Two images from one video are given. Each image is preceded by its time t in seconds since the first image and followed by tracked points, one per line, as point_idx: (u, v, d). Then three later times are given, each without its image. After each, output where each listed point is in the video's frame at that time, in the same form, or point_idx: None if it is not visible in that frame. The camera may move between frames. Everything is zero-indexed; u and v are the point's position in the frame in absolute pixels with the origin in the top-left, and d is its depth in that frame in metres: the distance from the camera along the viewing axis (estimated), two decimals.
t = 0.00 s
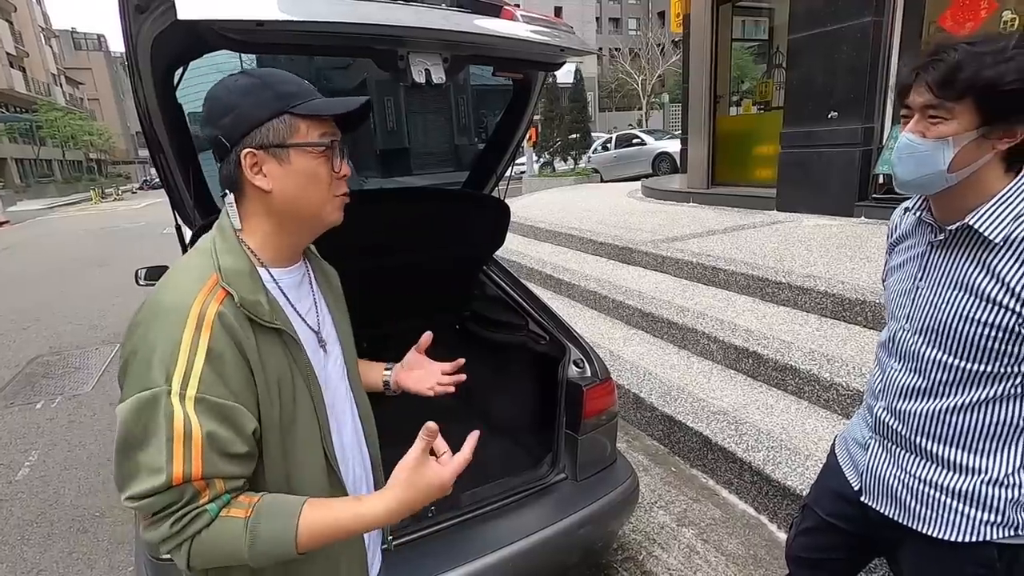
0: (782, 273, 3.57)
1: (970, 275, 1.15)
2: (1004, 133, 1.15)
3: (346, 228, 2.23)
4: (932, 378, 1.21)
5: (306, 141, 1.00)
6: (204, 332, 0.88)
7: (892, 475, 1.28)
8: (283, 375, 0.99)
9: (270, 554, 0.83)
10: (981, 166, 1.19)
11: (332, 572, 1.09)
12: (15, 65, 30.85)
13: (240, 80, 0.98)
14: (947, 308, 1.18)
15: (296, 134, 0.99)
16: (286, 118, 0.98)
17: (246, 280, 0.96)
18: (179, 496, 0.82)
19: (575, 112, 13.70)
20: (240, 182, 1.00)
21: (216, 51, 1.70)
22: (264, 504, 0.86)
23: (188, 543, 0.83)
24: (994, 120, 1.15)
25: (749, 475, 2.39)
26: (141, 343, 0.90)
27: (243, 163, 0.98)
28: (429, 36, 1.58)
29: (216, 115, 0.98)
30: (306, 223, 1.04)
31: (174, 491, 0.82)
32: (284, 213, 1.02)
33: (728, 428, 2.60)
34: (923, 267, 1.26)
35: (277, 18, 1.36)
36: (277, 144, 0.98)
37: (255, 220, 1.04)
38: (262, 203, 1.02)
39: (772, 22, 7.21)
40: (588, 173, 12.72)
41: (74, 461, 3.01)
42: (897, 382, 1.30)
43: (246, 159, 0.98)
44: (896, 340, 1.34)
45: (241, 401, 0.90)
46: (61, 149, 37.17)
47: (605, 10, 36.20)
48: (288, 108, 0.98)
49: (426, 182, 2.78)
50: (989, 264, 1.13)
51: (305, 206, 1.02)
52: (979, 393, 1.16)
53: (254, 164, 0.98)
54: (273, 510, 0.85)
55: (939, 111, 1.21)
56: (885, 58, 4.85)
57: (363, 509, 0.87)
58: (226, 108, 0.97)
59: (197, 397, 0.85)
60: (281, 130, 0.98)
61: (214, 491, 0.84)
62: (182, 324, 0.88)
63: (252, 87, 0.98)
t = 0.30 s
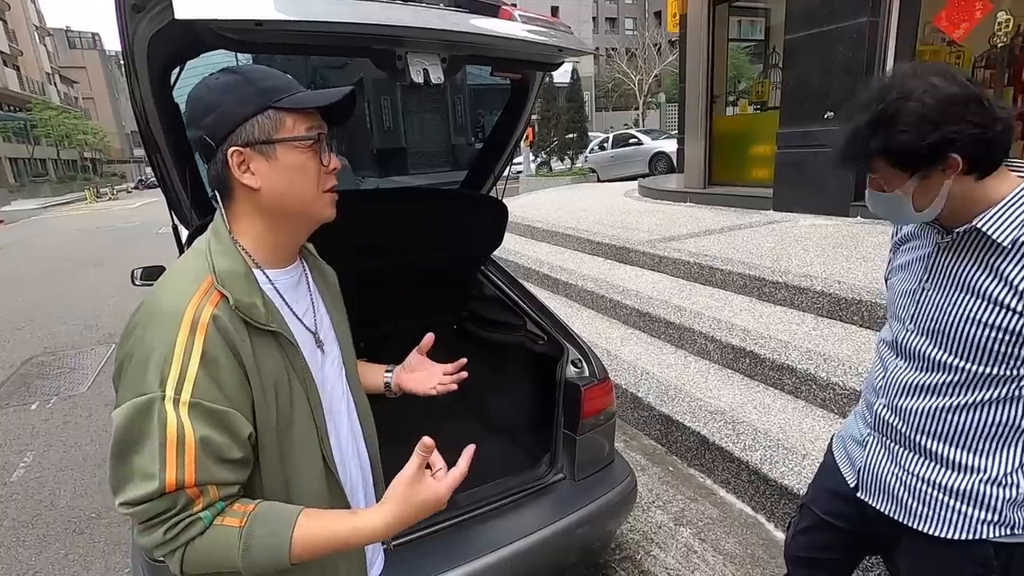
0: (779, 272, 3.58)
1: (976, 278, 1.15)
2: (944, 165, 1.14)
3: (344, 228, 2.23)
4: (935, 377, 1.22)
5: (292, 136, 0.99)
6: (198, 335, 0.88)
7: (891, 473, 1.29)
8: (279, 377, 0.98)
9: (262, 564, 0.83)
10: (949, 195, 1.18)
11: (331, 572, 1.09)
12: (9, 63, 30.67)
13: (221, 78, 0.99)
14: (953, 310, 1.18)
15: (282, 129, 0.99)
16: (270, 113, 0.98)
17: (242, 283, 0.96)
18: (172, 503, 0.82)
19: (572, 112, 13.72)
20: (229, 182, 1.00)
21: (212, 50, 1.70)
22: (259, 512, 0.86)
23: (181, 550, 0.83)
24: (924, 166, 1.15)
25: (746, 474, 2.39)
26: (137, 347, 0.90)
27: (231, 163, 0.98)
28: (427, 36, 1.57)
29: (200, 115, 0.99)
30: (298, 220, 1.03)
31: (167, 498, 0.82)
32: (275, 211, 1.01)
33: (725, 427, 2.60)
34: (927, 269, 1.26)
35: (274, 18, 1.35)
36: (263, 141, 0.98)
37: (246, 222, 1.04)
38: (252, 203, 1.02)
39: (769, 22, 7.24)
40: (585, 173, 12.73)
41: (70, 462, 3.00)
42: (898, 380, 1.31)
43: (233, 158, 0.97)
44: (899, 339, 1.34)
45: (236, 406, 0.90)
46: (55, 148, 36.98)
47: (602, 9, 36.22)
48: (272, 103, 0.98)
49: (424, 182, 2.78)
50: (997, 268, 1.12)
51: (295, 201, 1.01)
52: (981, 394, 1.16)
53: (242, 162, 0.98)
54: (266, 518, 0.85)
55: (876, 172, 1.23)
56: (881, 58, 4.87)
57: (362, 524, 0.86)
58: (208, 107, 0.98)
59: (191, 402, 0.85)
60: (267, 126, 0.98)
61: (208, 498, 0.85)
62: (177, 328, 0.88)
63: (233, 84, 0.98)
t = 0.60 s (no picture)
0: (776, 272, 3.58)
1: (958, 282, 1.15)
2: (938, 151, 1.14)
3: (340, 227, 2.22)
4: (929, 380, 1.22)
5: (281, 138, 0.98)
6: (185, 339, 0.87)
7: (891, 473, 1.29)
8: (271, 380, 0.98)
9: (251, 571, 0.82)
10: (935, 183, 1.18)
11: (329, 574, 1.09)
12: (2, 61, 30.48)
13: (209, 77, 0.97)
14: (938, 313, 1.18)
15: (270, 131, 0.98)
16: (259, 115, 0.97)
17: (233, 284, 0.95)
18: (158, 509, 0.82)
19: (569, 111, 13.73)
20: (220, 186, 1.00)
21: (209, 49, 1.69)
22: (247, 519, 0.86)
23: (167, 557, 0.83)
24: (920, 147, 1.15)
25: (744, 473, 2.39)
26: (124, 351, 0.89)
27: (220, 166, 0.97)
28: (425, 35, 1.57)
29: (189, 116, 0.98)
30: (289, 222, 1.03)
31: (153, 504, 0.81)
32: (265, 214, 1.01)
33: (723, 426, 2.60)
34: (912, 271, 1.26)
35: (271, 16, 1.34)
36: (251, 144, 0.97)
37: (239, 224, 1.03)
38: (244, 205, 1.02)
39: (765, 21, 7.16)
40: (582, 172, 12.74)
41: (66, 463, 2.98)
42: (895, 382, 1.31)
43: (222, 161, 0.97)
44: (893, 341, 1.34)
45: (225, 410, 0.90)
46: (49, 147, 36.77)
47: (599, 9, 36.24)
48: (260, 105, 0.96)
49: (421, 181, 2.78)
50: (977, 271, 1.12)
51: (286, 204, 1.00)
52: (973, 395, 1.16)
53: (231, 166, 0.98)
54: (253, 525, 0.84)
55: (871, 147, 1.22)
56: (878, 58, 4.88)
57: (352, 534, 0.85)
58: (197, 108, 0.97)
59: (178, 406, 0.84)
60: (255, 128, 0.97)
61: (196, 504, 0.84)
62: (164, 331, 0.87)
63: (221, 84, 0.97)
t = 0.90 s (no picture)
0: (773, 271, 3.58)
1: (960, 282, 1.14)
2: (945, 150, 1.14)
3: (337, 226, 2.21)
4: (925, 381, 1.22)
5: (272, 135, 0.97)
6: (176, 338, 0.86)
7: (884, 475, 1.29)
8: (266, 379, 0.97)
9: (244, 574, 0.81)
10: (942, 182, 1.17)
11: None
12: None
13: (199, 75, 0.96)
14: (937, 313, 1.18)
15: (261, 129, 0.97)
16: (250, 112, 0.96)
17: (226, 282, 0.94)
18: (150, 511, 0.81)
19: (567, 110, 13.71)
20: (212, 185, 1.00)
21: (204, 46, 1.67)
22: (240, 521, 0.85)
23: (160, 559, 0.82)
24: (926, 147, 1.14)
25: (742, 473, 2.39)
26: (116, 351, 0.89)
27: (211, 165, 0.97)
28: (422, 32, 1.56)
29: (179, 114, 0.97)
30: (283, 221, 1.02)
31: (145, 506, 0.81)
32: (258, 213, 1.00)
33: (721, 426, 2.60)
34: (912, 271, 1.26)
35: (267, 13, 1.33)
36: (242, 142, 0.96)
37: (232, 223, 1.03)
38: (237, 204, 1.01)
39: (762, 21, 7.21)
40: (580, 172, 12.75)
41: (60, 464, 2.97)
42: (890, 382, 1.30)
43: (212, 160, 0.96)
44: (889, 342, 1.33)
45: (219, 410, 0.89)
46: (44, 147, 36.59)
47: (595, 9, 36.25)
48: (250, 102, 0.95)
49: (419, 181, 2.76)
50: (978, 271, 1.12)
51: (278, 202, 1.00)
52: (969, 397, 1.16)
53: (222, 164, 0.97)
54: (246, 527, 0.84)
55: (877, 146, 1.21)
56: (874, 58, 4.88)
57: (347, 538, 0.84)
58: (188, 106, 0.96)
59: (169, 406, 0.83)
60: (246, 126, 0.96)
61: (189, 506, 0.83)
62: (154, 331, 0.86)
63: (211, 81, 0.96)
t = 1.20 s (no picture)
0: (771, 271, 3.58)
1: (958, 280, 1.15)
2: (953, 145, 1.13)
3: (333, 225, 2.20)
4: (919, 381, 1.22)
5: (264, 137, 0.97)
6: (176, 333, 0.86)
7: (877, 476, 1.29)
8: (266, 376, 0.96)
9: (246, 572, 0.80)
10: (945, 179, 1.18)
11: None
12: None
13: (191, 73, 0.95)
14: (934, 312, 1.18)
15: (253, 130, 0.96)
16: (241, 113, 0.95)
17: (225, 278, 0.93)
18: (151, 508, 0.80)
19: (564, 110, 13.69)
20: (206, 185, 1.00)
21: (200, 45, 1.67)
22: (242, 518, 0.85)
23: (162, 556, 0.81)
24: (936, 140, 1.13)
25: (740, 472, 2.39)
26: (114, 348, 0.88)
27: (203, 165, 0.97)
28: (419, 31, 1.55)
29: (173, 112, 0.97)
30: (277, 221, 1.02)
31: (147, 503, 0.80)
32: (252, 213, 1.00)
33: (718, 425, 2.61)
34: (909, 270, 1.26)
35: (263, 11, 1.32)
36: (234, 144, 0.96)
37: (228, 222, 1.03)
38: (232, 204, 1.01)
39: (759, 21, 7.28)
40: (577, 172, 12.75)
41: (55, 464, 2.95)
42: (883, 383, 1.30)
43: (205, 160, 0.96)
44: (882, 342, 1.33)
45: (219, 407, 0.88)
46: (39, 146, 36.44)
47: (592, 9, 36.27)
48: (242, 103, 0.94)
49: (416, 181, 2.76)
50: (977, 269, 1.12)
51: (272, 203, 0.99)
52: (963, 397, 1.17)
53: (215, 165, 0.97)
54: (249, 524, 0.83)
55: (883, 140, 1.20)
56: (871, 58, 4.89)
57: (348, 535, 0.84)
58: (180, 105, 0.96)
59: (170, 403, 0.83)
60: (238, 127, 0.95)
61: (191, 503, 0.83)
62: (154, 327, 0.86)
63: (203, 80, 0.95)
